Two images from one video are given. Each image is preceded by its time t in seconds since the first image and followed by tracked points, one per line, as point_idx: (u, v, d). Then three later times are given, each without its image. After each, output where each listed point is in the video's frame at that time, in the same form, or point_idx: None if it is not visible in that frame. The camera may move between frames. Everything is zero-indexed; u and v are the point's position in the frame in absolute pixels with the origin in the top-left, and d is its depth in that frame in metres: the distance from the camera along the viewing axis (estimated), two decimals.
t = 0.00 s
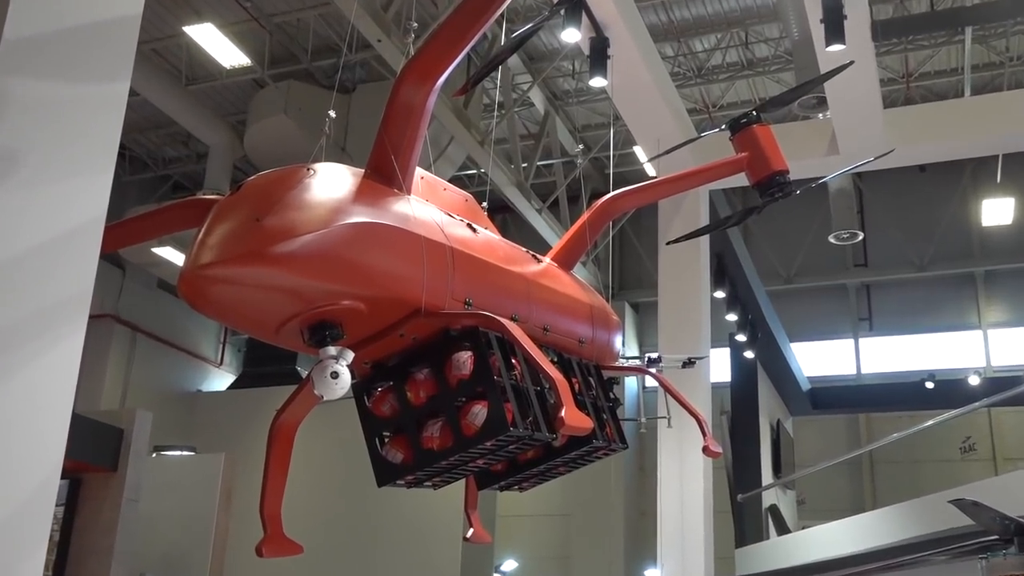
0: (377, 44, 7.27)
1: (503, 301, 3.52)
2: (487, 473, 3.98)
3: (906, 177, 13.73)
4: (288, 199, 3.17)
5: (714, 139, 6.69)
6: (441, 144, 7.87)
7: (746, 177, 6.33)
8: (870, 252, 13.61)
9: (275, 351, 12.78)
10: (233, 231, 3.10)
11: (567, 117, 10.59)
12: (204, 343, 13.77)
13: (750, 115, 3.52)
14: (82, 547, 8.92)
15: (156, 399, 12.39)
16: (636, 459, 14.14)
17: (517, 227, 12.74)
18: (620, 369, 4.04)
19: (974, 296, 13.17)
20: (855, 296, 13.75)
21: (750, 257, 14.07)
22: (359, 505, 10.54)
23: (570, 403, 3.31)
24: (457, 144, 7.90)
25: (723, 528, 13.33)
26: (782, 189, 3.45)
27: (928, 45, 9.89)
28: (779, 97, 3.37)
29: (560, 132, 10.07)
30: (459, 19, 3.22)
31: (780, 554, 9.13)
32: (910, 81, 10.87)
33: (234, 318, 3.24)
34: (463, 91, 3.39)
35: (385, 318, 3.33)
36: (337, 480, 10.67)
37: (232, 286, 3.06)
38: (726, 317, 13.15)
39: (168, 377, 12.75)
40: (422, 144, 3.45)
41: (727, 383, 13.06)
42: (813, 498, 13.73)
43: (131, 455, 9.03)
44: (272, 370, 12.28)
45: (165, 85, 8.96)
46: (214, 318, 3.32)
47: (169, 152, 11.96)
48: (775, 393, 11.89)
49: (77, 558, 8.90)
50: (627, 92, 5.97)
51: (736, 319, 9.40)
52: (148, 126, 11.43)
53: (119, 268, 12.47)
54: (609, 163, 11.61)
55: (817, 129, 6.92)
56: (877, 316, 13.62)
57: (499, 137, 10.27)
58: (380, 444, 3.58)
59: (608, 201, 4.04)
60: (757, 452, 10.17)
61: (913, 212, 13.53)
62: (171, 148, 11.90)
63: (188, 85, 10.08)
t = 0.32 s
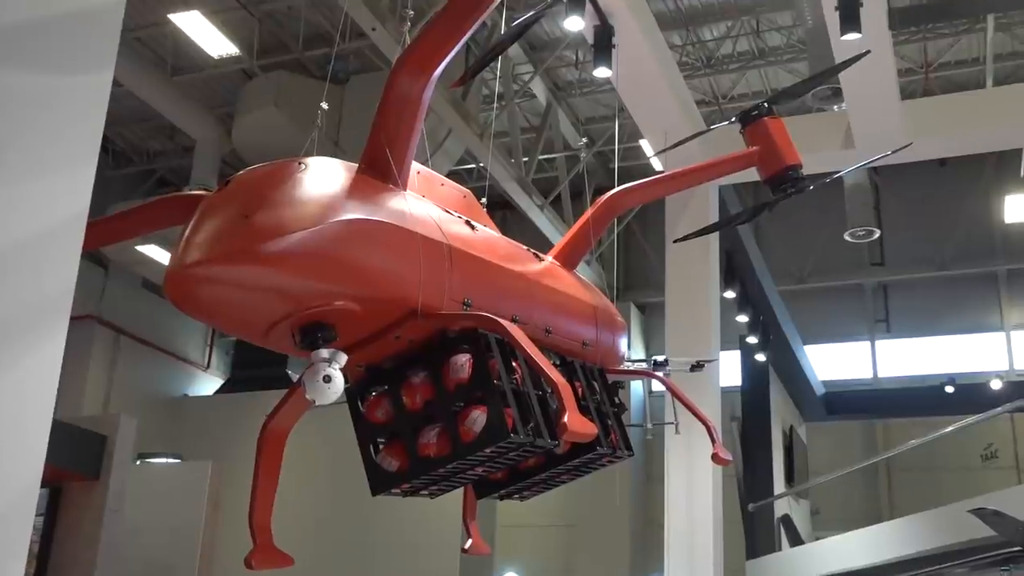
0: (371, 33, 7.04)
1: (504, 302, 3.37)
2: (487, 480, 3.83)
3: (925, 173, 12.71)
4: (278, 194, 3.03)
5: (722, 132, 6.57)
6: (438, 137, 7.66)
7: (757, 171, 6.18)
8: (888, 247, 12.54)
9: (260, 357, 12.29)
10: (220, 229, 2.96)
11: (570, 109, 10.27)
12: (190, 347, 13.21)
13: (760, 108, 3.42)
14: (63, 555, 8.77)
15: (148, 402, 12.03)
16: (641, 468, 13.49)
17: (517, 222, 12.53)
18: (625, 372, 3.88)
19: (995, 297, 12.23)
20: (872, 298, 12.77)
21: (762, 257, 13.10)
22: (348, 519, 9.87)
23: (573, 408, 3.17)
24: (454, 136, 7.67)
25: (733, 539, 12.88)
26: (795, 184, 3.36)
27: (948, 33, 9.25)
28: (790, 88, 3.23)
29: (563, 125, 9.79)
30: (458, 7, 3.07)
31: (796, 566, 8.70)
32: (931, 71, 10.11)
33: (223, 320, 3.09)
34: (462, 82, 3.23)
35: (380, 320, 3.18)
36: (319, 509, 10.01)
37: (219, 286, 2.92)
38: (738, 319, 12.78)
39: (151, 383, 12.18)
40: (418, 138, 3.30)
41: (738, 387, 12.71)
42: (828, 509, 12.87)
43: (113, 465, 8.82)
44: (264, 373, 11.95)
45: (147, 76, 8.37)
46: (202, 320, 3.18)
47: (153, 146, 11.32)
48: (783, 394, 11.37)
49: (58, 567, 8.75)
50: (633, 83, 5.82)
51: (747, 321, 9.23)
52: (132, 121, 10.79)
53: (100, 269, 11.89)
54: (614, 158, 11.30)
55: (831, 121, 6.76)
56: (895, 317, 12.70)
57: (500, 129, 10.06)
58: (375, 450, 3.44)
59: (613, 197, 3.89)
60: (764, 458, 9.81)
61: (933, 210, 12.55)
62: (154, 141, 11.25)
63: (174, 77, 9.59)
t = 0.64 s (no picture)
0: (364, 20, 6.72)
1: (503, 302, 3.23)
2: (486, 490, 3.68)
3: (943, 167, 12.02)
4: (268, 190, 2.89)
5: (733, 124, 6.43)
6: (436, 130, 7.51)
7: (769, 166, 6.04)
8: (906, 244, 12.01)
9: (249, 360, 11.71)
10: (208, 226, 2.82)
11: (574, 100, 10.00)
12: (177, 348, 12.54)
13: (773, 100, 3.33)
14: (43, 565, 8.60)
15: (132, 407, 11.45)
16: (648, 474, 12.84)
17: (518, 219, 12.39)
18: (630, 376, 3.74)
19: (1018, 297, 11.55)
20: (888, 299, 12.12)
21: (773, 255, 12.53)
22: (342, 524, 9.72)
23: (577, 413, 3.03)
24: (452, 129, 7.51)
25: (744, 550, 12.41)
26: (808, 180, 3.27)
27: (969, 22, 8.85)
28: (804, 80, 3.09)
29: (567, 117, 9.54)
30: None
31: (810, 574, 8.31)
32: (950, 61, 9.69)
33: (210, 321, 2.95)
34: (459, 73, 3.09)
35: (376, 322, 3.04)
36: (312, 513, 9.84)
37: (206, 286, 2.78)
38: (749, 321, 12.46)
39: (134, 386, 11.62)
40: (414, 131, 3.16)
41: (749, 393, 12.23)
42: (844, 519, 12.43)
43: (95, 471, 8.61)
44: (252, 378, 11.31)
45: (130, 65, 7.93)
46: (188, 321, 3.03)
47: (137, 140, 10.83)
48: (794, 395, 10.97)
49: None
50: (639, 73, 5.66)
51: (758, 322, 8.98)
52: (114, 113, 10.34)
53: (82, 267, 11.32)
54: (620, 151, 10.99)
55: (847, 111, 6.42)
56: (913, 319, 12.07)
57: (500, 122, 9.91)
58: (369, 458, 3.29)
59: (617, 193, 3.76)
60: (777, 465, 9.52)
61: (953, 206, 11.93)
62: (139, 135, 10.73)
63: (158, 68, 9.10)
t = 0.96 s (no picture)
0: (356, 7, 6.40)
1: (503, 302, 3.09)
2: (485, 498, 3.55)
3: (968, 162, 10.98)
4: (258, 185, 2.76)
5: (743, 117, 6.27)
6: (432, 122, 7.34)
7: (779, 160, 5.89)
8: (925, 241, 10.97)
9: (240, 364, 10.83)
10: (195, 223, 2.69)
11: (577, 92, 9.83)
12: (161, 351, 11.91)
13: (785, 91, 3.32)
14: None
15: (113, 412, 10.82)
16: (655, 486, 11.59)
17: (518, 216, 12.25)
18: (635, 380, 3.60)
19: None
20: (904, 301, 11.08)
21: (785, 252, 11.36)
22: (333, 534, 9.24)
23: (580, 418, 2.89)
24: (449, 121, 7.36)
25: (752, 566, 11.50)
26: (823, 175, 3.25)
27: (991, 9, 8.19)
28: (818, 70, 2.98)
29: (566, 108, 9.35)
30: None
31: None
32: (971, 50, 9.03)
33: (197, 322, 2.82)
34: (458, 63, 2.96)
35: (370, 323, 2.91)
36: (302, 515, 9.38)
37: (193, 285, 2.65)
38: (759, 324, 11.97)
39: (116, 390, 11.03)
40: (411, 124, 3.02)
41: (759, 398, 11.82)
42: (859, 532, 11.34)
43: (76, 478, 8.01)
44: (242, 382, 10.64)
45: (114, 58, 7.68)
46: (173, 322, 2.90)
47: (119, 133, 10.27)
48: (808, 400, 10.30)
49: None
50: (644, 62, 5.53)
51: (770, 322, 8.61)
52: (95, 104, 9.79)
53: (63, 266, 10.82)
54: (625, 145, 10.77)
55: (862, 104, 6.09)
56: (932, 321, 10.99)
57: (500, 114, 9.76)
58: (363, 464, 3.15)
59: (622, 189, 3.63)
60: (788, 473, 8.95)
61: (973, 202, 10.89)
62: (121, 127, 10.17)
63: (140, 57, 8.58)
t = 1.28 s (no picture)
0: None
1: (503, 303, 2.96)
2: (485, 507, 3.42)
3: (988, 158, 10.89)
4: (246, 180, 2.63)
5: (752, 110, 6.14)
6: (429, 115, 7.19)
7: (790, 154, 5.76)
8: (944, 240, 10.82)
9: (226, 367, 10.60)
10: (181, 221, 2.56)
11: (581, 83, 9.68)
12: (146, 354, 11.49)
13: (798, 83, 3.34)
14: None
15: (97, 418, 10.56)
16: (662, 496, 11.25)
17: (518, 213, 12.14)
18: (641, 384, 3.47)
19: None
20: (924, 300, 10.93)
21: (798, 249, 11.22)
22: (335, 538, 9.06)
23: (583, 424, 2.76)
24: (447, 114, 7.22)
25: None
26: (837, 170, 3.28)
27: None
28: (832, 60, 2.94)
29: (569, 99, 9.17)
30: None
31: None
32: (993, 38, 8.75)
33: (183, 324, 2.69)
34: (455, 52, 2.83)
35: (365, 325, 2.78)
36: (302, 515, 9.21)
37: (179, 285, 2.52)
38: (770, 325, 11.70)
39: (98, 395, 10.65)
40: (407, 116, 2.88)
41: (770, 402, 11.66)
42: (875, 541, 11.05)
43: (57, 486, 7.72)
44: (228, 387, 10.46)
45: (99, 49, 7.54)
46: (159, 324, 2.77)
47: (103, 126, 10.11)
48: (822, 405, 10.13)
49: None
50: (649, 51, 5.39)
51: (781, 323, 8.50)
52: (77, 95, 9.59)
53: (43, 265, 10.38)
54: (629, 138, 10.67)
55: (877, 97, 5.94)
56: (951, 323, 10.82)
57: (500, 106, 9.65)
58: (357, 473, 3.01)
59: (626, 184, 3.49)
60: (801, 480, 8.72)
61: (999, 197, 10.72)
62: (105, 120, 10.02)
63: (124, 47, 8.42)
